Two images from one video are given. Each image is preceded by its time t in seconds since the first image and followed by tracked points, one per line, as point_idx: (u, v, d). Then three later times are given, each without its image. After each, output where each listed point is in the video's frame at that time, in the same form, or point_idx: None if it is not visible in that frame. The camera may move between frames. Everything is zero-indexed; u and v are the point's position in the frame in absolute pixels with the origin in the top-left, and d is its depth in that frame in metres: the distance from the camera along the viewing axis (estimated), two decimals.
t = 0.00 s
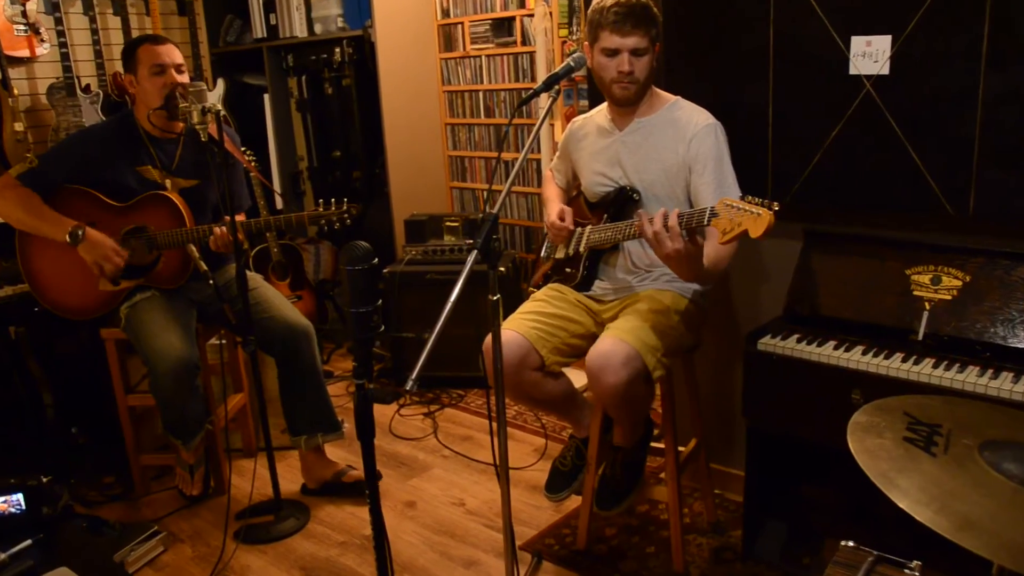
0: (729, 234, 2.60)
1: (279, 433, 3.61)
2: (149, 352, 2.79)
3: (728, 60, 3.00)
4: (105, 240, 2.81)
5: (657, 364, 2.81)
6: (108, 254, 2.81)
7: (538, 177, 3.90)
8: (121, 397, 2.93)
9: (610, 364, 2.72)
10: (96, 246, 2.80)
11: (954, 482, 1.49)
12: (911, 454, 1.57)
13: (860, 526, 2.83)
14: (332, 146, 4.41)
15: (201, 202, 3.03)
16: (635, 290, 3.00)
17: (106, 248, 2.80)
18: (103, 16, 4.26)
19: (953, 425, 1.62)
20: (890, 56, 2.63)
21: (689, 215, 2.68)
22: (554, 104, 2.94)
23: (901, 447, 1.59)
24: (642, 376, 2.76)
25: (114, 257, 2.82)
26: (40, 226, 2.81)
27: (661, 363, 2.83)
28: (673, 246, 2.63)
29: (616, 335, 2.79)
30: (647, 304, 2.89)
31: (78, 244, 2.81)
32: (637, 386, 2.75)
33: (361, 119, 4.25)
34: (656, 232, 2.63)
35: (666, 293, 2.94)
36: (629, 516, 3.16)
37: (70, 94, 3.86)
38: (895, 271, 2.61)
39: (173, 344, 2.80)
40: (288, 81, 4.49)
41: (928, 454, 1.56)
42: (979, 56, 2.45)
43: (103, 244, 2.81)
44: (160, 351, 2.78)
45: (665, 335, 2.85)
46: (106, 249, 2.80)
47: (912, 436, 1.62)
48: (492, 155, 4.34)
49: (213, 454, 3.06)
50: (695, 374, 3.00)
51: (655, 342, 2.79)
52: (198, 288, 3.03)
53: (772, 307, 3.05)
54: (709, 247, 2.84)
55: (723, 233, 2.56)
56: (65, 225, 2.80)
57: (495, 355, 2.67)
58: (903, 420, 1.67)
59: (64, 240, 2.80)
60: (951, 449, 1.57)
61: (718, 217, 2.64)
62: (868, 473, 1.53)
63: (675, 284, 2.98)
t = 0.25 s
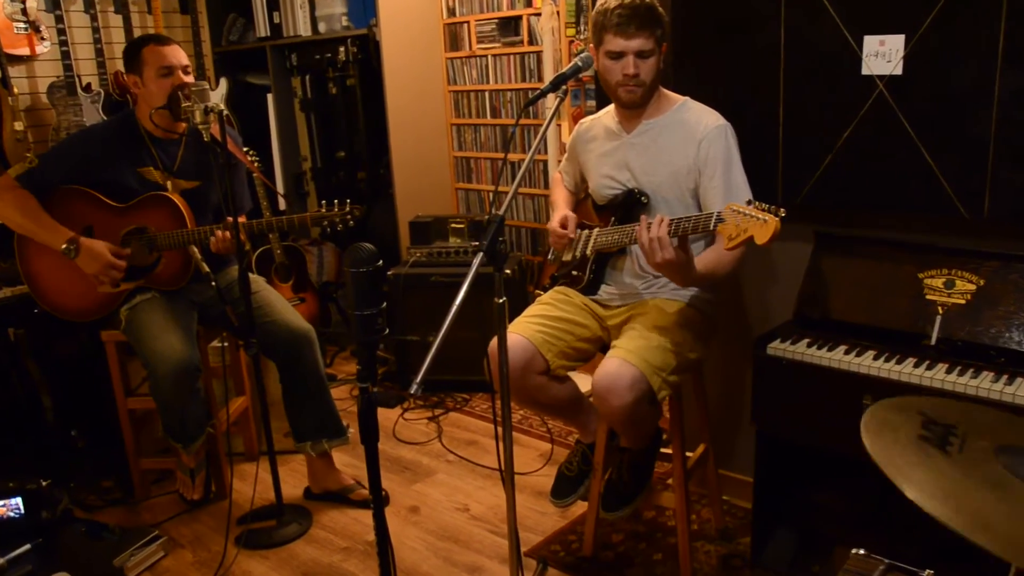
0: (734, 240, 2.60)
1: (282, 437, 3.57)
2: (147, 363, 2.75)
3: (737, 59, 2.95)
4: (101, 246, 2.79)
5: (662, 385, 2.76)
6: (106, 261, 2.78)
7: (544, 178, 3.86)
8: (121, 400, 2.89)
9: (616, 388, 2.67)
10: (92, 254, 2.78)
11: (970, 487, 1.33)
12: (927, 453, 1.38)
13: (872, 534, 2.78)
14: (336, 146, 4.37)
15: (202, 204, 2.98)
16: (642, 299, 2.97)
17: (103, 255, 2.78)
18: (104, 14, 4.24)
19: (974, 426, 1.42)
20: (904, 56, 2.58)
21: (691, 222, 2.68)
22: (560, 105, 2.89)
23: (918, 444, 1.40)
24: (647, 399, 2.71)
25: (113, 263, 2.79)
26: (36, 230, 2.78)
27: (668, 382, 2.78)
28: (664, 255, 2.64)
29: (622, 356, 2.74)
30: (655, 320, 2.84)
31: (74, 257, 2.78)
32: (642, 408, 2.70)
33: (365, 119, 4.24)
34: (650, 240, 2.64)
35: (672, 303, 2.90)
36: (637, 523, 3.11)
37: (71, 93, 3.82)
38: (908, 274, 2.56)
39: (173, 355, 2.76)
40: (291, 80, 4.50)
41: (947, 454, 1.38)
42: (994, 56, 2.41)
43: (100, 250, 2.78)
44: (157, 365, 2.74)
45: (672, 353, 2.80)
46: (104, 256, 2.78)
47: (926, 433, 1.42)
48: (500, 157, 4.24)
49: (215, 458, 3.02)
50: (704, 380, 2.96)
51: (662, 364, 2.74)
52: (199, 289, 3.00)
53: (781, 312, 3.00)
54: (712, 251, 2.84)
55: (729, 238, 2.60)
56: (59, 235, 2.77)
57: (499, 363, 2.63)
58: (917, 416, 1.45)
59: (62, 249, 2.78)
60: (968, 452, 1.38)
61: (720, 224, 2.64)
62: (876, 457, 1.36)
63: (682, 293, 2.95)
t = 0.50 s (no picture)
0: (745, 240, 2.56)
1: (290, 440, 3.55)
2: (157, 354, 2.74)
3: (749, 59, 2.92)
4: (115, 233, 2.78)
5: (674, 376, 2.75)
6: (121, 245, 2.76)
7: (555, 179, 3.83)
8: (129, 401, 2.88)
9: (627, 373, 2.66)
10: (106, 241, 2.76)
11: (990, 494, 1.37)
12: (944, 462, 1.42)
13: (886, 541, 2.74)
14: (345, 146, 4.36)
15: (210, 205, 2.97)
16: (653, 298, 2.95)
17: (116, 240, 2.76)
18: (113, 14, 4.24)
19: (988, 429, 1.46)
20: (919, 56, 2.54)
21: (700, 222, 2.66)
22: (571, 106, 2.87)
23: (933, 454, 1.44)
24: (659, 387, 2.70)
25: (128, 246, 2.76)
26: (48, 229, 2.79)
27: (680, 374, 2.76)
28: (677, 256, 2.62)
29: (633, 344, 2.73)
30: (666, 313, 2.83)
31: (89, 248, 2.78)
32: (654, 395, 2.69)
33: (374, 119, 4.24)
34: (662, 242, 2.62)
35: (684, 300, 2.88)
36: (648, 528, 3.08)
37: (79, 94, 3.78)
38: (922, 277, 2.53)
39: (184, 344, 2.76)
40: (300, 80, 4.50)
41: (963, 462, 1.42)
42: (1010, 55, 2.37)
43: (113, 237, 2.77)
44: (167, 351, 2.74)
45: (685, 345, 2.79)
46: (118, 241, 2.76)
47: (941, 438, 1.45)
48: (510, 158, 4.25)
49: (223, 460, 3.00)
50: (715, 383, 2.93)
51: (674, 352, 2.73)
52: (207, 291, 2.97)
53: (794, 315, 2.97)
54: (725, 254, 2.80)
55: (740, 239, 2.55)
56: (72, 228, 2.79)
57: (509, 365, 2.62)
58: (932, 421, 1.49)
59: (74, 244, 2.79)
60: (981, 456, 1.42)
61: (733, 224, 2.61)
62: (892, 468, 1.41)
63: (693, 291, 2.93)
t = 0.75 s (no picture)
0: (766, 286, 2.53)
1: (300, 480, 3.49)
2: (170, 394, 2.71)
3: (767, 99, 2.90)
4: (129, 262, 2.77)
5: (694, 415, 2.71)
6: (135, 275, 2.75)
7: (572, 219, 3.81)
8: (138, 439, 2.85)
9: (645, 414, 2.62)
10: (121, 270, 2.75)
11: (1011, 556, 1.27)
12: (962, 525, 1.34)
13: None
14: (359, 184, 4.37)
15: (225, 241, 2.94)
16: (670, 340, 2.93)
17: (131, 270, 2.76)
18: (132, 52, 4.35)
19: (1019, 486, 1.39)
20: (940, 98, 2.51)
21: (722, 266, 2.64)
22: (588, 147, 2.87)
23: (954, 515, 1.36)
24: (677, 428, 2.67)
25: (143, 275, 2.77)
26: (60, 261, 2.77)
27: (699, 414, 2.73)
28: (698, 300, 2.60)
29: (652, 384, 2.70)
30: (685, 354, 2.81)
31: (100, 272, 2.75)
32: (672, 436, 2.65)
33: (389, 157, 4.20)
34: (682, 285, 2.60)
35: (702, 342, 2.86)
36: None
37: (97, 130, 3.82)
38: (944, 320, 2.47)
39: (195, 382, 2.73)
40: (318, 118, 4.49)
41: (985, 524, 1.34)
42: None
43: (129, 267, 2.76)
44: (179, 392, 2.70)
45: (704, 385, 2.76)
46: (133, 270, 2.75)
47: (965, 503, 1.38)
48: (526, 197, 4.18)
49: (231, 500, 2.95)
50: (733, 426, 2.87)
51: (693, 392, 2.70)
52: (220, 329, 2.94)
53: (814, 358, 2.91)
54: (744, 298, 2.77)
55: (761, 284, 2.52)
56: (85, 253, 2.76)
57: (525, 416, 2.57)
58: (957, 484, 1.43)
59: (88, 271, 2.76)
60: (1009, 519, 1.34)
61: (755, 268, 2.59)
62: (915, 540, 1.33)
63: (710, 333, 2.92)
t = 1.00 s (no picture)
0: (794, 290, 2.42)
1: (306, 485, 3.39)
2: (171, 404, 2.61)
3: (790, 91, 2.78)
4: (131, 265, 2.67)
5: (713, 439, 2.61)
6: (137, 278, 2.66)
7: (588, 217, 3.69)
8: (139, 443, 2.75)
9: (663, 441, 2.52)
10: (122, 273, 2.65)
11: None
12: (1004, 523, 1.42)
13: None
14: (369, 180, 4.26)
15: (230, 239, 2.86)
16: (694, 347, 2.81)
17: (133, 273, 2.66)
18: (135, 42, 4.21)
19: None
20: (975, 92, 2.39)
21: (748, 269, 2.52)
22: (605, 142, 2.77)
23: (990, 512, 1.45)
24: (696, 452, 2.56)
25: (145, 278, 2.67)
26: (60, 258, 2.68)
27: (719, 437, 2.62)
28: (722, 303, 2.49)
29: (669, 407, 2.59)
30: (705, 370, 2.69)
31: (102, 275, 2.66)
32: (691, 462, 2.55)
33: (399, 154, 4.09)
34: (704, 289, 2.50)
35: (723, 351, 2.75)
36: None
37: (98, 123, 3.72)
38: (979, 324, 2.35)
39: (197, 384, 2.63)
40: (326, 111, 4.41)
41: None
42: None
43: (131, 270, 2.66)
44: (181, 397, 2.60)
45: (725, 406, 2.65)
46: (135, 273, 2.66)
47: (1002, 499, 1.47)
48: (542, 195, 4.07)
49: (235, 507, 2.85)
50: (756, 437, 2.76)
51: (712, 417, 2.59)
52: (223, 328, 2.86)
53: (840, 362, 2.79)
54: (769, 301, 2.64)
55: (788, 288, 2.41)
56: (87, 255, 2.67)
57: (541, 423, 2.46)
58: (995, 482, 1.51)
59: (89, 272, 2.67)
60: None
61: (782, 272, 2.47)
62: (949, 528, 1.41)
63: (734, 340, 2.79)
